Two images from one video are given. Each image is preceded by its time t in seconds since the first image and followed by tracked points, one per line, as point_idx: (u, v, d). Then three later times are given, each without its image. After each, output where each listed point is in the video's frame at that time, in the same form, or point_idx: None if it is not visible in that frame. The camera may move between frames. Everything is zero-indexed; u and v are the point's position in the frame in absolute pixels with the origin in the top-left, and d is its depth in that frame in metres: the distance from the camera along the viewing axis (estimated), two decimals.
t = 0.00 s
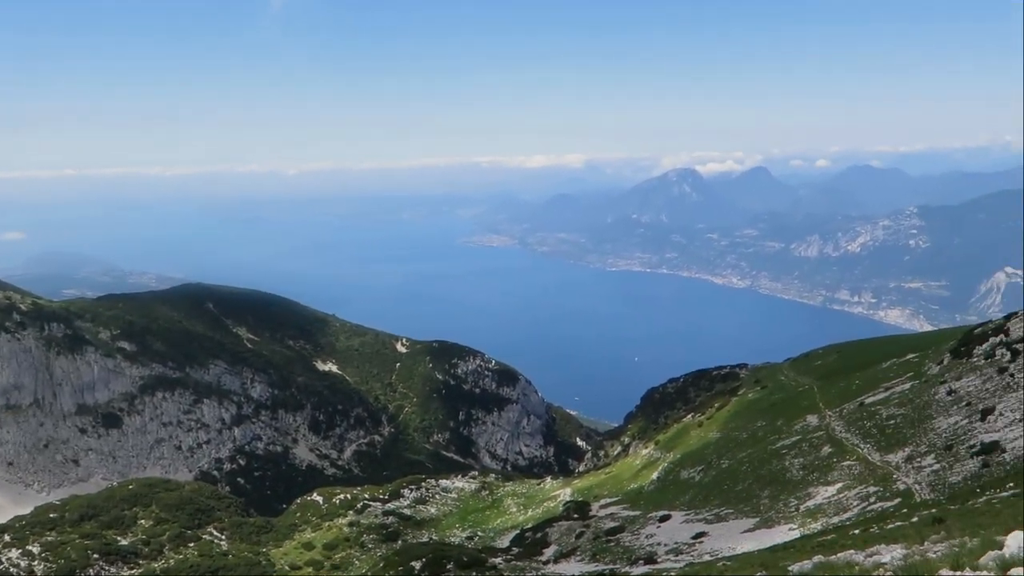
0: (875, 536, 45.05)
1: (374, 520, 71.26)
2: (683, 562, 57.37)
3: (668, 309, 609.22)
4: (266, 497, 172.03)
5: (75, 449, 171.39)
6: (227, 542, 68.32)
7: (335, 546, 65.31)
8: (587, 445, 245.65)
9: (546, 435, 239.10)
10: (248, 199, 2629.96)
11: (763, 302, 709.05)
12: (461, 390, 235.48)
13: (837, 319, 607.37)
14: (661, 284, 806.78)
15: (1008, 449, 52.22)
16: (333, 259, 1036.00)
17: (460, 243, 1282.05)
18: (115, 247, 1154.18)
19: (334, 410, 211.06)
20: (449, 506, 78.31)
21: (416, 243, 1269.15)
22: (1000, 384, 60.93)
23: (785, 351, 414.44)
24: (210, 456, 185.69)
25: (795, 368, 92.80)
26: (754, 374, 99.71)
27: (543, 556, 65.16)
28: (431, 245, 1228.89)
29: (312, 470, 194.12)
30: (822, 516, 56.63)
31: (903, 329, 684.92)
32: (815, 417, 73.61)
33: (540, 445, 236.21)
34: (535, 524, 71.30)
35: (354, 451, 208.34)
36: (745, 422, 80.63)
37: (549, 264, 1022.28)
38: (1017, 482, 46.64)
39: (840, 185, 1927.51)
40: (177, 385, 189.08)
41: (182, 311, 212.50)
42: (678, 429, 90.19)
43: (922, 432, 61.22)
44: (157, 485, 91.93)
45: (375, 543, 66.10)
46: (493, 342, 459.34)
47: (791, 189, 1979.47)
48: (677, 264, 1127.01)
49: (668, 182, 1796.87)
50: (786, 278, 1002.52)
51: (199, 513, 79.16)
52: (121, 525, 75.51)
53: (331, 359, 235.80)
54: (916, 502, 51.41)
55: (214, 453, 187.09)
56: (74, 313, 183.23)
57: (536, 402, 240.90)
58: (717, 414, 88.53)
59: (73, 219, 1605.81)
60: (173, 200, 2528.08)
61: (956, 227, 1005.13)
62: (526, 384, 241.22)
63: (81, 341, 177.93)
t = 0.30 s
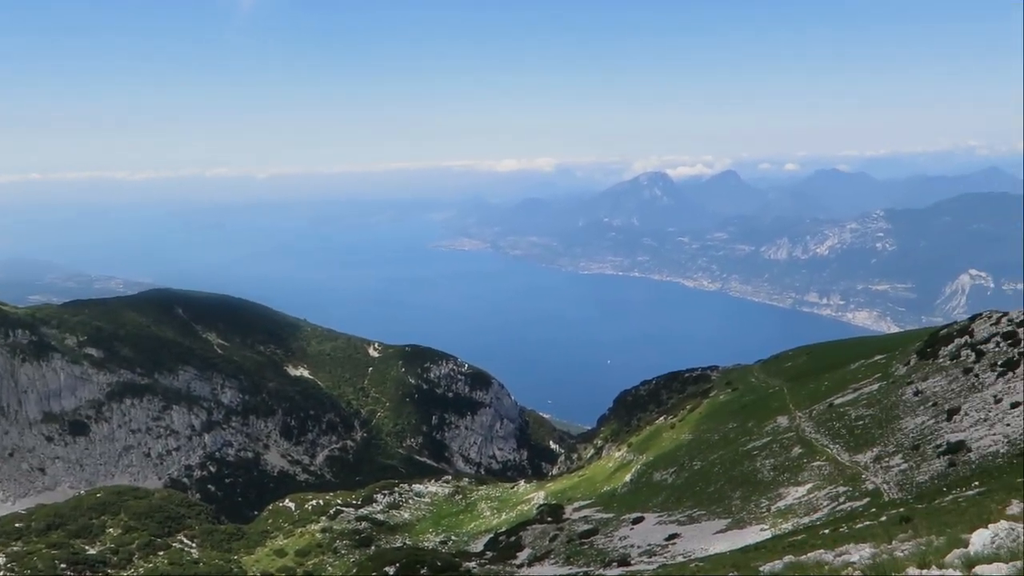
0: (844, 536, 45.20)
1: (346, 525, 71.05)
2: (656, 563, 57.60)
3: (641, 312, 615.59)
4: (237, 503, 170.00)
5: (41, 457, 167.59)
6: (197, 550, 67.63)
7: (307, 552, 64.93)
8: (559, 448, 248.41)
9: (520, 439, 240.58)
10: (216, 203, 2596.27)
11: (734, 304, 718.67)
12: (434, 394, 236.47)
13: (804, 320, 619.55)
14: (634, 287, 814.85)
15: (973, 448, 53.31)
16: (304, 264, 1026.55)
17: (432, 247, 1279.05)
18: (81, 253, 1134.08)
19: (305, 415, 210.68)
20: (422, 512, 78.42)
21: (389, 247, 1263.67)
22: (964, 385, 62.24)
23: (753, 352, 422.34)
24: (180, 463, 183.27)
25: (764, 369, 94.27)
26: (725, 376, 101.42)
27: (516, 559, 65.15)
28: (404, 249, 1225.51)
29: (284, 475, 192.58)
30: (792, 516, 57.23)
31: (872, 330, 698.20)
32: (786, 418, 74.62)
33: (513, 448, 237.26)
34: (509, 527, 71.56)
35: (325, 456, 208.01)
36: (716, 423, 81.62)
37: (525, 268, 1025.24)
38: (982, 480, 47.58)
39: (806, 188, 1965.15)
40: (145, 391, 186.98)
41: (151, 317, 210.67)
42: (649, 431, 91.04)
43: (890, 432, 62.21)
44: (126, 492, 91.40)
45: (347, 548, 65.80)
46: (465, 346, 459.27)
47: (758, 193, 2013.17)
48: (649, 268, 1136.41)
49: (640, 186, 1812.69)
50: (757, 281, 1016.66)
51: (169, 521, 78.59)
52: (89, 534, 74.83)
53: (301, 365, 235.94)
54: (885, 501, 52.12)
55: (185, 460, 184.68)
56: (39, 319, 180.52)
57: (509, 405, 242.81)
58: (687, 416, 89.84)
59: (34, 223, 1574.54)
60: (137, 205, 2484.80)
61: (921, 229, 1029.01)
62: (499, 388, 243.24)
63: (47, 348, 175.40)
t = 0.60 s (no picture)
0: (817, 536, 45.13)
1: (322, 530, 70.86)
2: (633, 565, 57.94)
3: (616, 314, 620.70)
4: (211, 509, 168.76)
5: (13, 464, 165.96)
6: (171, 556, 67.06)
7: (282, 558, 64.47)
8: (535, 451, 253.13)
9: (495, 443, 245.62)
10: (188, 205, 2564.81)
11: (708, 306, 727.20)
12: (409, 397, 238.93)
13: (775, 321, 631.61)
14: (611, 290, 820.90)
15: (943, 448, 54.11)
16: (278, 268, 1017.94)
17: (407, 250, 1276.49)
18: (48, 258, 1109.31)
19: (280, 420, 209.74)
20: (398, 516, 78.61)
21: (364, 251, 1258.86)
22: (935, 385, 63.21)
23: (725, 352, 431.44)
24: (153, 469, 182.76)
25: (742, 371, 95.59)
26: (699, 379, 102.49)
27: (493, 562, 65.25)
28: (380, 253, 1222.51)
29: (258, 481, 192.39)
30: (767, 517, 57.48)
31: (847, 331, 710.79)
32: (760, 419, 75.41)
33: (489, 451, 242.78)
34: (485, 530, 71.65)
35: (300, 461, 206.52)
36: (691, 425, 82.68)
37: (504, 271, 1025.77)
38: (953, 480, 48.22)
39: (775, 190, 1995.47)
40: (117, 398, 184.75)
41: (123, 322, 208.39)
42: (625, 433, 91.93)
43: (862, 432, 62.99)
44: (97, 499, 90.76)
45: (323, 553, 65.51)
46: (440, 348, 459.17)
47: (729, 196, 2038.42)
48: (624, 271, 1139.75)
49: (614, 189, 1823.62)
50: (730, 284, 1024.27)
51: (142, 528, 78.29)
52: (61, 542, 74.30)
53: (276, 369, 234.27)
54: (858, 501, 52.70)
55: (158, 466, 184.02)
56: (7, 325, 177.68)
57: (485, 408, 248.63)
58: (662, 418, 90.89)
59: None
60: (107, 210, 2453.34)
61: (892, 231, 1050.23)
62: (474, 391, 248.58)
63: (17, 354, 172.56)
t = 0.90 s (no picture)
0: (793, 536, 45.05)
1: (298, 535, 70.81)
2: (610, 566, 58.22)
3: (593, 315, 626.45)
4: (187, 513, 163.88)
5: None
6: (145, 562, 66.69)
7: (259, 562, 64.02)
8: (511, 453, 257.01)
9: (472, 445, 248.98)
10: (159, 207, 2530.17)
11: (683, 307, 735.09)
12: (385, 399, 240.87)
13: (749, 322, 641.44)
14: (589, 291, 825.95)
15: (915, 448, 54.67)
16: (254, 271, 1009.11)
17: (383, 253, 1267.65)
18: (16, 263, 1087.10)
19: (256, 423, 208.91)
20: (376, 518, 78.72)
21: (340, 253, 1250.08)
22: (907, 384, 64.05)
23: (699, 353, 439.00)
24: (127, 475, 177.75)
25: (719, 371, 96.93)
26: (676, 380, 103.46)
27: (471, 564, 65.10)
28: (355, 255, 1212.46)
29: (233, 485, 189.00)
30: (743, 517, 57.69)
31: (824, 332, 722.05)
32: (735, 419, 76.21)
33: (465, 453, 245.52)
34: (463, 532, 71.87)
35: (276, 465, 205.80)
36: (667, 426, 83.71)
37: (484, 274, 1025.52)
38: (925, 478, 48.78)
39: (750, 193, 2008.21)
40: (89, 402, 181.61)
41: (96, 326, 206.33)
42: (602, 435, 92.89)
43: (836, 432, 63.67)
44: (69, 506, 90.04)
45: (300, 557, 65.23)
46: (416, 350, 459.40)
47: (704, 199, 2046.37)
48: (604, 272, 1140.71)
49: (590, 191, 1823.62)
50: (705, 284, 1022.91)
51: (116, 533, 77.92)
52: (33, 550, 73.52)
53: (251, 373, 233.57)
54: (832, 500, 52.97)
55: (131, 471, 179.20)
56: None
57: (461, 411, 252.70)
58: (637, 419, 92.03)
59: None
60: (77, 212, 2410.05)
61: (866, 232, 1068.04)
62: (450, 394, 253.45)
63: None
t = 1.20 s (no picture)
0: (767, 534, 45.25)
1: (274, 538, 70.61)
2: (587, 565, 58.52)
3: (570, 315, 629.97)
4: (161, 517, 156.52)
5: None
6: (117, 567, 66.12)
7: (234, 566, 63.54)
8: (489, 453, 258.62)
9: (449, 446, 249.96)
10: (132, 208, 2495.94)
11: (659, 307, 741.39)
12: (360, 401, 241.81)
13: (723, 322, 649.47)
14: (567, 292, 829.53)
15: (887, 445, 55.55)
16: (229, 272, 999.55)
17: (360, 254, 1261.19)
18: None
19: (230, 425, 207.70)
20: (352, 521, 78.77)
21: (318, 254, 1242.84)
22: (879, 384, 65.01)
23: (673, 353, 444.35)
24: (99, 480, 172.32)
25: (694, 370, 98.31)
26: (651, 379, 104.41)
27: (447, 566, 64.95)
28: (331, 257, 1203.97)
29: (208, 490, 183.17)
30: (718, 516, 57.98)
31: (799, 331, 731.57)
32: (710, 418, 76.93)
33: (443, 455, 246.43)
34: (440, 534, 71.96)
35: (250, 467, 203.06)
36: (643, 426, 84.73)
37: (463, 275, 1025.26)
38: (898, 476, 49.48)
39: (724, 195, 2026.42)
40: (60, 407, 176.90)
41: (66, 329, 203.80)
42: (578, 435, 93.65)
43: (809, 430, 64.46)
44: (40, 512, 89.12)
45: (276, 561, 64.86)
46: (392, 352, 459.00)
47: (680, 201, 2060.60)
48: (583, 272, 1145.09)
49: (566, 193, 1826.93)
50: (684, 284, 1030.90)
51: (87, 539, 77.43)
52: (3, 556, 72.51)
53: (225, 375, 232.05)
54: (806, 499, 53.46)
55: (103, 477, 173.80)
56: None
57: (438, 412, 254.63)
58: (613, 419, 92.99)
59: None
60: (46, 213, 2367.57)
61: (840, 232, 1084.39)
62: (427, 395, 256.30)
63: None
